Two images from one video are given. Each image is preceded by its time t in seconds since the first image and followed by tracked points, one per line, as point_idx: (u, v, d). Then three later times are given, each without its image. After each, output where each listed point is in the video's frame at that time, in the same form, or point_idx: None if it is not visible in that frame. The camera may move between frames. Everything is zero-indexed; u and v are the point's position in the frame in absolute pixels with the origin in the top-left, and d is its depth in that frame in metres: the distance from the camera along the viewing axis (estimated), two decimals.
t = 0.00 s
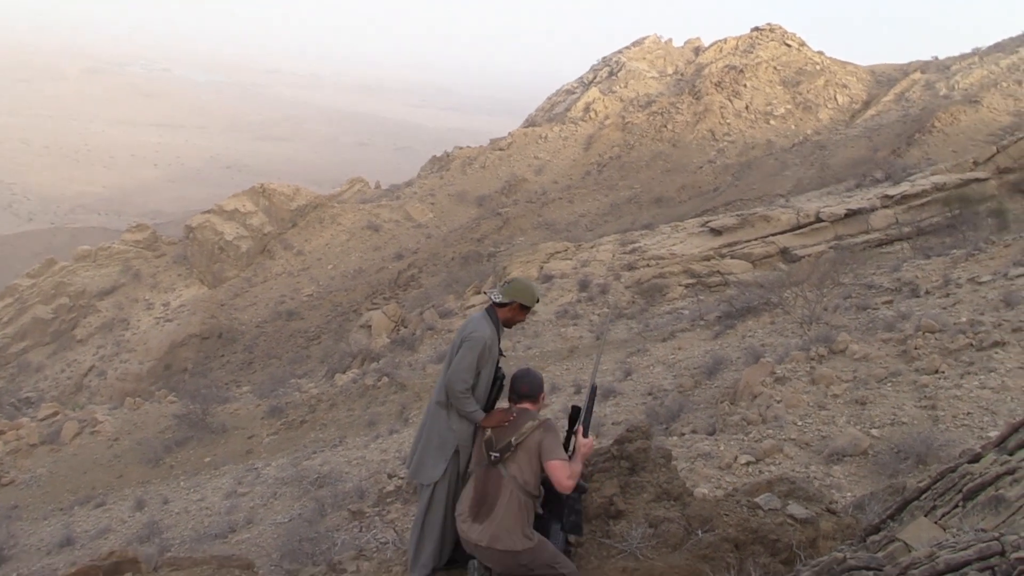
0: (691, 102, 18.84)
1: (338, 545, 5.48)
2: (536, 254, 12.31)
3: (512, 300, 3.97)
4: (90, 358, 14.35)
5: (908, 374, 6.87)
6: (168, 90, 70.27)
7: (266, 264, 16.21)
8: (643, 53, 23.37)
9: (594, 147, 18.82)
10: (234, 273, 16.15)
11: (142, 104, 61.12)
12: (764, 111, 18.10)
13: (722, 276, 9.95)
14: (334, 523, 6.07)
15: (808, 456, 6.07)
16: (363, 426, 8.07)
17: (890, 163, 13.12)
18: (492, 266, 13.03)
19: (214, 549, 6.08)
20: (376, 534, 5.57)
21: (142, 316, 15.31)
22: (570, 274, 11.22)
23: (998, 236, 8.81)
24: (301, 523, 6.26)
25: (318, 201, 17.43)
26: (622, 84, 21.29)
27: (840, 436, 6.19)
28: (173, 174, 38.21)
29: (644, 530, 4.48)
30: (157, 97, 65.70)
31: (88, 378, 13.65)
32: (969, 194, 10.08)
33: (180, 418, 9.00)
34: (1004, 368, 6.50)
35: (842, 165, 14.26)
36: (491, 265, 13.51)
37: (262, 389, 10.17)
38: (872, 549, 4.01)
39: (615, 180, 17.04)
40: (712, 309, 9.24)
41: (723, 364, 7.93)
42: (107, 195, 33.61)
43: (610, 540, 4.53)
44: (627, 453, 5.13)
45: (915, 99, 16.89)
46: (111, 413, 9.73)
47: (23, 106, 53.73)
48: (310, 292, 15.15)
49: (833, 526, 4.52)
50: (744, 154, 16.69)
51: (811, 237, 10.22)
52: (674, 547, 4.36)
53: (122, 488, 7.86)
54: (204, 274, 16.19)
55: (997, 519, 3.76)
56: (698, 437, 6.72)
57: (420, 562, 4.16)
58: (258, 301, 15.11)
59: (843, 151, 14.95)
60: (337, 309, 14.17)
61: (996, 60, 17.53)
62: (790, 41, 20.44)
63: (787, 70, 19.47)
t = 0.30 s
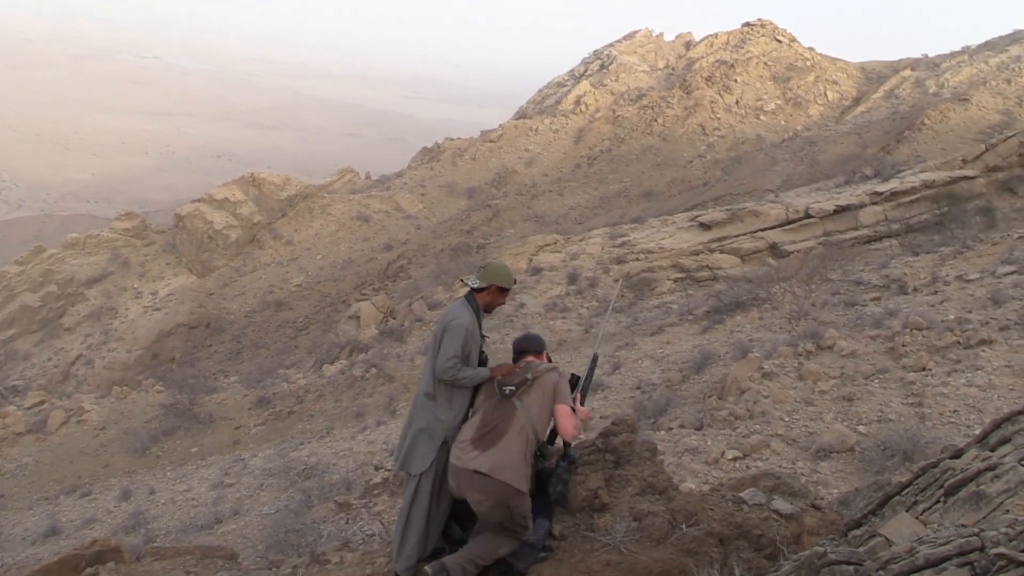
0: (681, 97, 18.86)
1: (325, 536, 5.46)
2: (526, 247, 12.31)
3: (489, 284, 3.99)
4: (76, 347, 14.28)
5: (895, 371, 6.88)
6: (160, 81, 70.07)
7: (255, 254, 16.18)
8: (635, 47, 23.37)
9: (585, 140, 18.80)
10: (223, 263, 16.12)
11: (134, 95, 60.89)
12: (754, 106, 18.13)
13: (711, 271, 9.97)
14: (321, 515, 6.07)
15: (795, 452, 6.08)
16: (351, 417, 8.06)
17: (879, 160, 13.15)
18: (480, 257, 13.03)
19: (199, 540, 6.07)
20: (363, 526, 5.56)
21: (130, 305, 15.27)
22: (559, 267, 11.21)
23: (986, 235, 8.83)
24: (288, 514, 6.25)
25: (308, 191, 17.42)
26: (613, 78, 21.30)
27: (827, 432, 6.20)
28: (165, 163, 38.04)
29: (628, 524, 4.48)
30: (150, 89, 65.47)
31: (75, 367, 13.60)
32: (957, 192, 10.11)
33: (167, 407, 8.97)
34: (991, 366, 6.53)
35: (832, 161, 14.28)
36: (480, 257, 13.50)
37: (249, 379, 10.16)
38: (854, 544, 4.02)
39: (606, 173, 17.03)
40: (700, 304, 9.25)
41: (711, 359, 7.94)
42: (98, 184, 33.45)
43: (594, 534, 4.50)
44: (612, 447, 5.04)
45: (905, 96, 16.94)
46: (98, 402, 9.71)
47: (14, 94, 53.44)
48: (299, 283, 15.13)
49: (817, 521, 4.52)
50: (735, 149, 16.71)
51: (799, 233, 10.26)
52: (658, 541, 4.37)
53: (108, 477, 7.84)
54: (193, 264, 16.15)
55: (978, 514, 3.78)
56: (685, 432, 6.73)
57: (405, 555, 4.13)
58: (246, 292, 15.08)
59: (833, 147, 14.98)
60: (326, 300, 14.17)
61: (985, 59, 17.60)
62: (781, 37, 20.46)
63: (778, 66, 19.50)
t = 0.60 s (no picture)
0: (673, 103, 18.89)
1: (314, 540, 5.43)
2: (517, 252, 12.32)
3: (475, 286, 3.99)
4: (66, 350, 14.21)
5: (886, 377, 6.90)
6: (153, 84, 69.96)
7: (246, 258, 16.15)
8: (627, 53, 23.40)
9: (577, 146, 18.81)
10: (213, 266, 16.08)
11: (126, 96, 60.76)
12: (746, 113, 18.15)
13: (702, 276, 9.98)
14: (310, 518, 6.04)
15: (784, 457, 6.08)
16: (341, 421, 8.05)
17: (870, 167, 13.18)
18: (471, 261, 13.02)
19: (188, 543, 6.04)
20: (353, 530, 5.53)
21: (121, 308, 15.21)
22: (550, 272, 11.21)
23: (976, 241, 8.86)
24: (277, 518, 6.23)
25: (300, 196, 17.42)
26: (605, 83, 21.33)
27: (817, 437, 6.21)
28: (156, 166, 37.98)
29: (618, 530, 4.49)
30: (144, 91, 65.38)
31: (64, 370, 13.54)
32: (948, 199, 10.13)
33: (156, 410, 8.94)
34: (980, 372, 6.55)
35: (823, 167, 14.31)
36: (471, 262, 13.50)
37: (239, 382, 10.14)
38: (843, 552, 4.01)
39: (597, 178, 17.03)
40: (691, 310, 9.27)
41: (701, 365, 7.95)
42: (89, 188, 33.37)
43: (584, 539, 4.53)
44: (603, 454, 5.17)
45: (896, 103, 16.99)
46: (87, 405, 9.68)
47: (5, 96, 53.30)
48: (290, 287, 15.11)
49: (806, 527, 4.48)
50: (726, 155, 16.73)
51: (790, 238, 10.28)
52: (648, 546, 4.39)
53: (97, 480, 7.81)
54: (183, 267, 16.12)
55: (966, 523, 3.85)
56: (675, 437, 6.74)
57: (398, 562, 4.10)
58: (237, 295, 15.05)
59: (825, 153, 15.00)
60: (317, 304, 14.15)
61: (976, 66, 17.65)
62: (773, 44, 20.51)
63: (769, 73, 19.54)
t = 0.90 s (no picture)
0: (673, 122, 18.93)
1: (314, 559, 5.41)
2: (517, 270, 12.34)
3: (475, 301, 4.04)
4: (66, 367, 14.19)
5: (886, 396, 6.88)
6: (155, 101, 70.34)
7: (246, 276, 16.17)
8: (627, 72, 23.48)
9: (577, 165, 18.84)
10: (214, 284, 16.09)
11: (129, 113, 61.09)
12: (746, 131, 18.19)
13: (703, 295, 9.98)
14: (310, 538, 6.02)
15: (785, 477, 6.06)
16: (341, 440, 8.05)
17: (871, 185, 13.19)
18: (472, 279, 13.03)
19: (187, 563, 6.03)
20: (353, 549, 5.51)
21: (121, 326, 15.21)
22: (550, 291, 11.21)
23: (976, 260, 8.86)
24: (277, 537, 6.22)
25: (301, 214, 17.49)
26: (606, 102, 21.41)
27: (818, 457, 6.19)
28: (157, 184, 38.13)
29: (619, 549, 4.51)
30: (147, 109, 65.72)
31: (65, 388, 13.53)
32: (948, 218, 10.12)
33: (156, 428, 8.94)
34: (981, 391, 6.53)
35: (823, 186, 14.31)
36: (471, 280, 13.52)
37: (239, 400, 10.13)
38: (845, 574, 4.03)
39: (598, 197, 17.06)
40: (693, 329, 9.25)
41: (702, 384, 7.94)
42: (91, 205, 33.46)
43: (585, 559, 4.53)
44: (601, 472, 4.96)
45: (896, 121, 17.01)
46: (86, 423, 9.67)
47: (8, 113, 53.61)
48: (290, 305, 15.13)
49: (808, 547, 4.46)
50: (727, 174, 16.75)
51: (790, 257, 10.29)
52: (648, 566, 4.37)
53: (96, 499, 7.81)
54: (183, 284, 16.14)
55: (970, 543, 3.83)
56: (676, 455, 6.72)
57: None
58: (238, 313, 15.07)
59: (825, 172, 15.00)
60: (317, 322, 14.16)
61: (976, 85, 17.69)
62: (773, 62, 20.56)
63: (770, 91, 19.58)
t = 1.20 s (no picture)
0: (678, 142, 18.96)
1: None
2: (523, 291, 12.36)
3: (472, 318, 4.03)
4: (72, 389, 14.19)
5: (893, 417, 6.86)
6: (161, 121, 70.82)
7: (252, 298, 16.21)
8: (632, 92, 23.58)
9: (582, 186, 18.86)
10: (219, 305, 16.12)
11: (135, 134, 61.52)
12: (750, 152, 18.22)
13: (708, 315, 9.98)
14: (315, 560, 5.99)
15: (792, 498, 6.05)
16: (346, 462, 8.04)
17: (876, 206, 13.17)
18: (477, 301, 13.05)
19: None
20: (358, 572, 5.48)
21: (127, 348, 15.21)
22: (556, 311, 11.21)
23: (982, 280, 8.86)
24: (282, 560, 6.20)
25: (306, 236, 17.58)
26: (610, 123, 21.50)
27: (825, 477, 6.17)
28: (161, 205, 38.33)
29: (624, 570, 4.43)
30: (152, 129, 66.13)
31: (70, 410, 13.50)
32: (953, 237, 10.11)
33: (162, 450, 8.94)
34: (989, 411, 6.51)
35: (828, 207, 14.32)
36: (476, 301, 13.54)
37: (245, 423, 10.13)
38: None
39: (603, 218, 17.07)
40: (698, 351, 9.25)
41: (708, 405, 7.93)
42: (97, 226, 33.58)
43: None
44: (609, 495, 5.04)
45: (900, 142, 17.03)
46: (92, 445, 9.68)
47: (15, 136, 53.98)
48: (296, 327, 15.15)
49: (815, 568, 4.57)
50: (732, 195, 16.75)
51: (795, 277, 10.29)
52: None
53: (102, 521, 7.81)
54: (189, 306, 16.18)
55: (978, 562, 3.92)
56: (682, 477, 6.70)
57: None
58: (243, 335, 15.11)
59: (830, 192, 14.99)
60: (322, 344, 14.19)
61: (980, 105, 17.70)
62: (777, 83, 20.61)
63: (774, 112, 19.63)
